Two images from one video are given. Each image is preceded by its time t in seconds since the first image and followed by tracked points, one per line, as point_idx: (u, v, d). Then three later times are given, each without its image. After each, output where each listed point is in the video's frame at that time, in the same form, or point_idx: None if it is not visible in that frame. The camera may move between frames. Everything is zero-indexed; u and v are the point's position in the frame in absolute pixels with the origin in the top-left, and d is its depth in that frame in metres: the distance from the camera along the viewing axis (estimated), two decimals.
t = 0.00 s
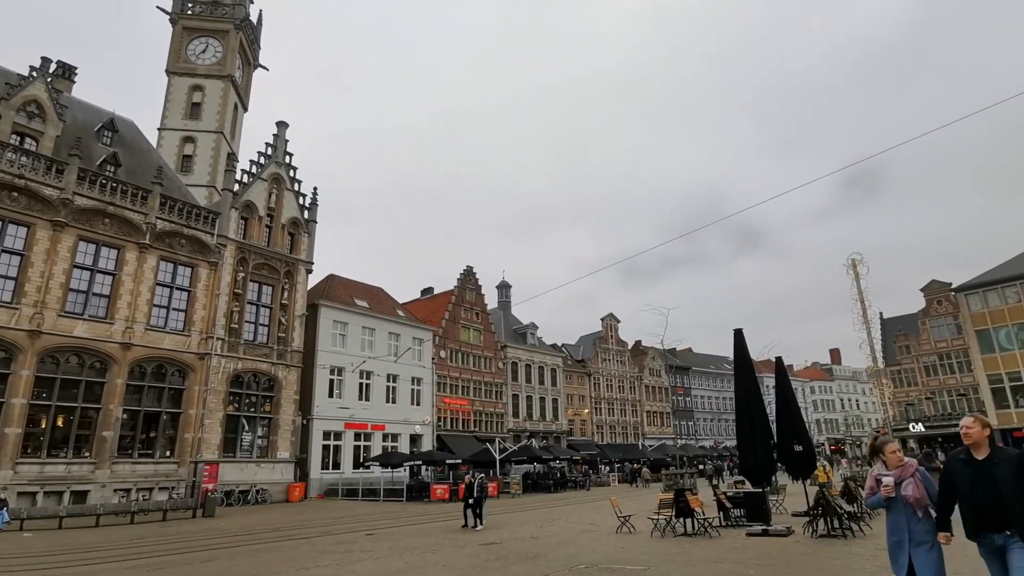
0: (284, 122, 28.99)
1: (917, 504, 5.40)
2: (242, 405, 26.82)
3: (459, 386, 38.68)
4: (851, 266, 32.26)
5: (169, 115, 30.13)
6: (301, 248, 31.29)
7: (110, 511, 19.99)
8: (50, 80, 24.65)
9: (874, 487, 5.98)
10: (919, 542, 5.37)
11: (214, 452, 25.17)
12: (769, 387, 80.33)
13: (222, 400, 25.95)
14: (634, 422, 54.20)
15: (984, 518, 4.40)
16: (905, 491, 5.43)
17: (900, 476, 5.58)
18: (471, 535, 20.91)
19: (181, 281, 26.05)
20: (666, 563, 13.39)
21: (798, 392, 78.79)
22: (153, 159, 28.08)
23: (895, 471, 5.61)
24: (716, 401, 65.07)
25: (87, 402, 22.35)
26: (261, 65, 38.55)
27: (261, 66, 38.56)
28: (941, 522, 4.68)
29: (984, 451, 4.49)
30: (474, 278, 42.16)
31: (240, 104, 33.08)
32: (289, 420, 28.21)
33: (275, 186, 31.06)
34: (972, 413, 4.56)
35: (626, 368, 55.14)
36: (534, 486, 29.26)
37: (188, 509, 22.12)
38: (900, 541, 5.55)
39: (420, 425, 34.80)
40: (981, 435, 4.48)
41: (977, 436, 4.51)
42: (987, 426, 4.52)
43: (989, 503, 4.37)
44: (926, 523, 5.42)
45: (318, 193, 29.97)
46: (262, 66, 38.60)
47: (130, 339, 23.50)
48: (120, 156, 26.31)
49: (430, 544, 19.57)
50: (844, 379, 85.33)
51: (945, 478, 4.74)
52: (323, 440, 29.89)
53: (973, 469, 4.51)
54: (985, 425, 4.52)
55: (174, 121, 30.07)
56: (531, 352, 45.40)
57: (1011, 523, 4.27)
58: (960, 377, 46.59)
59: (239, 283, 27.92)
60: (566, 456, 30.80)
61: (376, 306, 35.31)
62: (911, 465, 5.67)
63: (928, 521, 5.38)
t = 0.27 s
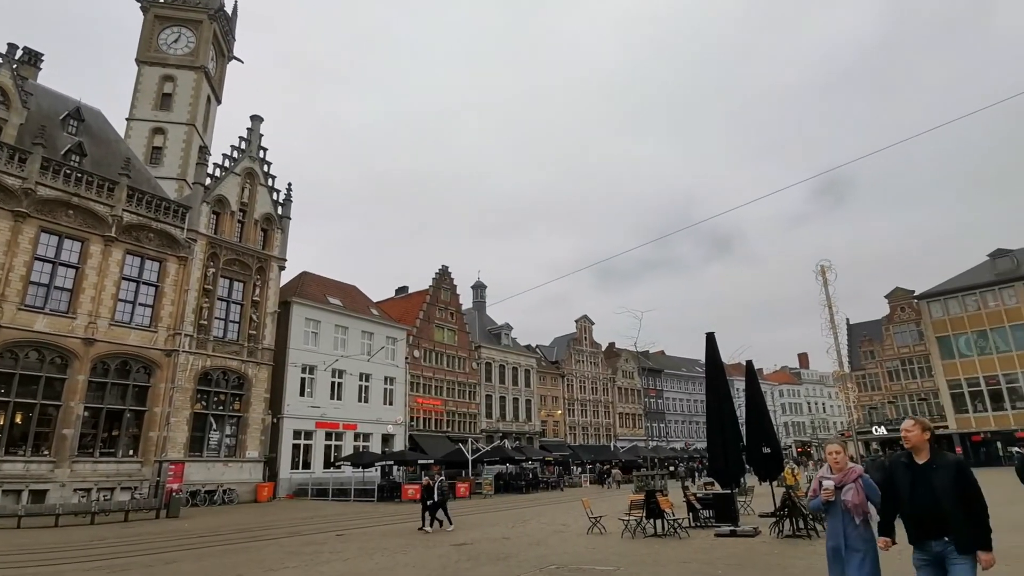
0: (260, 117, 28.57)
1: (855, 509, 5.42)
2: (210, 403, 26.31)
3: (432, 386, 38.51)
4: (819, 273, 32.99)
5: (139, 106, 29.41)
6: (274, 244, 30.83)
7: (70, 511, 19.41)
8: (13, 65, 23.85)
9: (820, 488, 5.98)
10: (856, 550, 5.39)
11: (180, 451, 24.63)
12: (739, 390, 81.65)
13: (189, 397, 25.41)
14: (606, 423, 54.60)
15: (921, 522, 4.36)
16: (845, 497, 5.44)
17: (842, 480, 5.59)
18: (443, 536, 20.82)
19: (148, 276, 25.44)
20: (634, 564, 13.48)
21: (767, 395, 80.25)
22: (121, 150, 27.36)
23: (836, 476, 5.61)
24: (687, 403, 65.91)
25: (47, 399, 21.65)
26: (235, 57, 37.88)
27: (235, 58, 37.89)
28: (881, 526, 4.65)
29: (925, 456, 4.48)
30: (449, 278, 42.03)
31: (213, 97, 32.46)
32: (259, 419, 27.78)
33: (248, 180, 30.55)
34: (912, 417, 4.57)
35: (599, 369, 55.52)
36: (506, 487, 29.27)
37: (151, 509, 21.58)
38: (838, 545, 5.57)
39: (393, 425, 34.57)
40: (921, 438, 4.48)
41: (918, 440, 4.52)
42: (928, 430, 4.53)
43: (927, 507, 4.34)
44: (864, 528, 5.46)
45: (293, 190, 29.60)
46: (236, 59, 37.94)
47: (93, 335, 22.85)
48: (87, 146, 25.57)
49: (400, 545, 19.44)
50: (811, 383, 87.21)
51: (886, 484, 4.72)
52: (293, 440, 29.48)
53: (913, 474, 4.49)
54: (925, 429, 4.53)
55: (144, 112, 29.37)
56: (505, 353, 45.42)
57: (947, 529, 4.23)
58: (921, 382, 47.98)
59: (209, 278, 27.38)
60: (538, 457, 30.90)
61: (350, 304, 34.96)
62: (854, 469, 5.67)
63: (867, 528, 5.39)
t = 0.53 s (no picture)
0: (237, 110, 28.13)
1: (799, 508, 5.31)
2: (181, 401, 25.81)
3: (408, 386, 38.29)
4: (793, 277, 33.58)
5: (111, 96, 28.76)
6: (250, 240, 30.35)
7: (32, 511, 18.87)
8: None
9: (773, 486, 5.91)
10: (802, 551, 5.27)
11: (148, 450, 24.11)
12: (713, 392, 82.71)
13: (159, 395, 24.88)
14: (582, 424, 54.86)
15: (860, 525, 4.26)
16: (788, 496, 5.35)
17: (788, 479, 5.51)
18: (418, 536, 20.68)
19: (118, 271, 24.86)
20: (606, 564, 13.52)
21: (740, 397, 81.44)
22: (91, 141, 26.70)
23: (782, 475, 5.55)
24: (662, 405, 66.53)
25: (10, 395, 20.99)
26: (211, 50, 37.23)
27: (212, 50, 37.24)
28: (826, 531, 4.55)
29: (862, 456, 4.38)
30: (427, 277, 41.85)
31: (189, 89, 31.86)
32: (231, 417, 27.34)
33: (223, 175, 30.05)
34: (848, 418, 4.48)
35: (576, 371, 55.76)
36: (482, 487, 29.23)
37: (118, 509, 21.06)
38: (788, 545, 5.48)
39: (368, 424, 34.30)
40: (854, 439, 4.39)
41: (852, 440, 4.42)
42: (863, 430, 4.43)
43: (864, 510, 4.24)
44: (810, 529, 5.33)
45: (269, 185, 29.19)
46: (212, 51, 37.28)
47: (59, 330, 22.26)
48: (55, 136, 24.87)
49: (374, 545, 19.27)
50: (783, 386, 88.77)
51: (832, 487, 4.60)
52: (266, 439, 29.05)
53: (854, 475, 4.39)
54: (859, 430, 4.43)
55: (116, 103, 28.72)
56: (482, 353, 45.35)
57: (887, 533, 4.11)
58: (889, 386, 49.10)
59: (182, 274, 26.85)
60: (514, 457, 30.91)
61: (326, 302, 34.60)
62: (802, 469, 5.58)
63: (811, 526, 5.27)
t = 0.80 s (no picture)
0: (215, 103, 27.68)
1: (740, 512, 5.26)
2: (153, 398, 25.32)
3: (386, 384, 38.05)
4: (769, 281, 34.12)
5: (84, 85, 28.10)
6: (226, 235, 29.88)
7: None
8: None
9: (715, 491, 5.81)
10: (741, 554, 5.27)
11: (117, 448, 23.60)
12: (689, 393, 83.66)
13: (129, 392, 24.37)
14: (560, 424, 55.07)
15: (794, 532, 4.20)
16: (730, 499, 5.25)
17: (729, 482, 5.44)
18: (394, 536, 20.56)
19: (89, 264, 24.28)
20: (581, 564, 13.58)
21: (716, 398, 82.50)
22: (62, 131, 26.03)
23: (724, 478, 5.47)
24: (639, 405, 67.08)
25: None
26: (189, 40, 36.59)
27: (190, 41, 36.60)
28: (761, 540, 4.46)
29: (795, 461, 4.29)
30: (407, 276, 41.63)
31: (165, 80, 31.27)
32: (204, 415, 26.90)
33: (199, 168, 29.55)
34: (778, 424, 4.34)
35: (554, 371, 55.95)
36: (459, 487, 29.18)
37: (85, 508, 20.58)
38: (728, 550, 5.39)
39: (345, 423, 34.01)
40: (788, 446, 4.28)
41: (785, 446, 4.32)
42: (795, 435, 4.33)
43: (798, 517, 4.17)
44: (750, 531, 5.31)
45: (247, 180, 28.79)
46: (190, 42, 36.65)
47: (27, 324, 21.62)
48: (25, 125, 24.18)
49: (349, 545, 19.11)
50: (758, 388, 90.12)
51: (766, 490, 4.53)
52: (240, 437, 28.63)
53: (788, 478, 4.32)
54: (791, 436, 4.33)
55: (89, 92, 28.06)
56: (461, 352, 45.28)
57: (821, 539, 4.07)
58: (860, 389, 50.14)
59: (155, 268, 26.32)
60: (491, 457, 30.91)
61: (304, 299, 34.22)
62: (745, 471, 5.48)
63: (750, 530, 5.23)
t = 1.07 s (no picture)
0: (194, 95, 27.24)
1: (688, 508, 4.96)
2: (126, 394, 24.87)
3: (366, 382, 37.80)
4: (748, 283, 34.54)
5: (58, 74, 27.49)
6: (204, 230, 29.44)
7: None
8: None
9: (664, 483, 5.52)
10: (682, 551, 5.00)
11: (89, 445, 23.14)
12: (669, 394, 84.38)
13: (102, 388, 23.90)
14: (540, 423, 55.21)
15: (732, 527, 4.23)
16: (677, 497, 4.97)
17: (678, 477, 5.13)
18: (371, 535, 20.43)
19: (61, 257, 23.77)
20: (558, 563, 13.61)
21: (695, 398, 83.31)
22: (35, 120, 25.44)
23: (673, 474, 5.14)
24: (619, 405, 67.51)
25: None
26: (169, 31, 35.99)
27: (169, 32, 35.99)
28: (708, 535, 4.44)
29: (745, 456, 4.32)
30: (388, 273, 41.39)
31: (142, 70, 30.71)
32: (179, 412, 26.50)
33: (177, 161, 29.08)
34: (734, 417, 4.35)
35: (535, 370, 56.06)
36: (438, 485, 29.10)
37: (55, 507, 20.15)
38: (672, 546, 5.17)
39: (324, 421, 33.73)
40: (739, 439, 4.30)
41: (737, 440, 4.33)
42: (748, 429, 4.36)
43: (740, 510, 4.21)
44: (696, 529, 5.01)
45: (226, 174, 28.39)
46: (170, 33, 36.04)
47: None
48: None
49: (325, 544, 18.95)
50: (737, 388, 91.20)
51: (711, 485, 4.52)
52: (216, 434, 28.25)
53: (735, 473, 4.32)
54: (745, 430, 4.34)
55: (64, 81, 27.46)
56: (442, 350, 45.13)
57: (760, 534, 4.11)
58: (835, 390, 50.89)
59: (130, 262, 25.83)
60: (471, 456, 30.85)
61: (283, 295, 33.85)
62: (695, 466, 5.18)
63: (695, 529, 4.97)
